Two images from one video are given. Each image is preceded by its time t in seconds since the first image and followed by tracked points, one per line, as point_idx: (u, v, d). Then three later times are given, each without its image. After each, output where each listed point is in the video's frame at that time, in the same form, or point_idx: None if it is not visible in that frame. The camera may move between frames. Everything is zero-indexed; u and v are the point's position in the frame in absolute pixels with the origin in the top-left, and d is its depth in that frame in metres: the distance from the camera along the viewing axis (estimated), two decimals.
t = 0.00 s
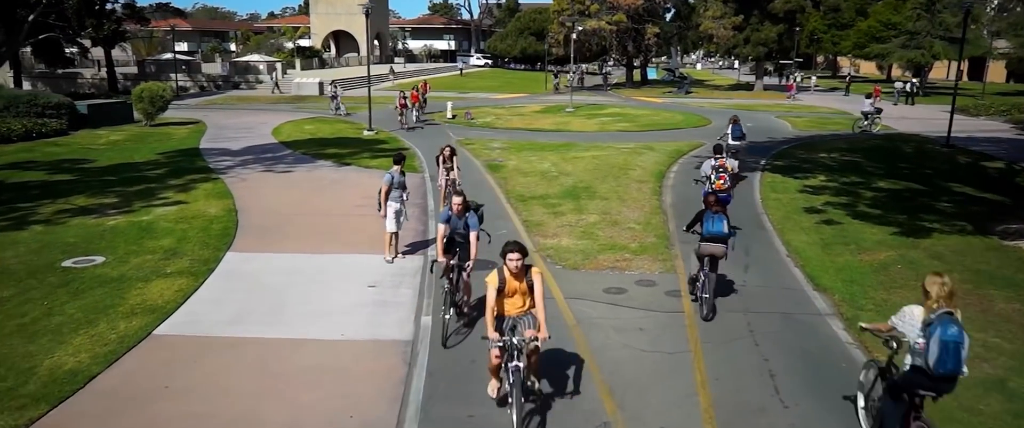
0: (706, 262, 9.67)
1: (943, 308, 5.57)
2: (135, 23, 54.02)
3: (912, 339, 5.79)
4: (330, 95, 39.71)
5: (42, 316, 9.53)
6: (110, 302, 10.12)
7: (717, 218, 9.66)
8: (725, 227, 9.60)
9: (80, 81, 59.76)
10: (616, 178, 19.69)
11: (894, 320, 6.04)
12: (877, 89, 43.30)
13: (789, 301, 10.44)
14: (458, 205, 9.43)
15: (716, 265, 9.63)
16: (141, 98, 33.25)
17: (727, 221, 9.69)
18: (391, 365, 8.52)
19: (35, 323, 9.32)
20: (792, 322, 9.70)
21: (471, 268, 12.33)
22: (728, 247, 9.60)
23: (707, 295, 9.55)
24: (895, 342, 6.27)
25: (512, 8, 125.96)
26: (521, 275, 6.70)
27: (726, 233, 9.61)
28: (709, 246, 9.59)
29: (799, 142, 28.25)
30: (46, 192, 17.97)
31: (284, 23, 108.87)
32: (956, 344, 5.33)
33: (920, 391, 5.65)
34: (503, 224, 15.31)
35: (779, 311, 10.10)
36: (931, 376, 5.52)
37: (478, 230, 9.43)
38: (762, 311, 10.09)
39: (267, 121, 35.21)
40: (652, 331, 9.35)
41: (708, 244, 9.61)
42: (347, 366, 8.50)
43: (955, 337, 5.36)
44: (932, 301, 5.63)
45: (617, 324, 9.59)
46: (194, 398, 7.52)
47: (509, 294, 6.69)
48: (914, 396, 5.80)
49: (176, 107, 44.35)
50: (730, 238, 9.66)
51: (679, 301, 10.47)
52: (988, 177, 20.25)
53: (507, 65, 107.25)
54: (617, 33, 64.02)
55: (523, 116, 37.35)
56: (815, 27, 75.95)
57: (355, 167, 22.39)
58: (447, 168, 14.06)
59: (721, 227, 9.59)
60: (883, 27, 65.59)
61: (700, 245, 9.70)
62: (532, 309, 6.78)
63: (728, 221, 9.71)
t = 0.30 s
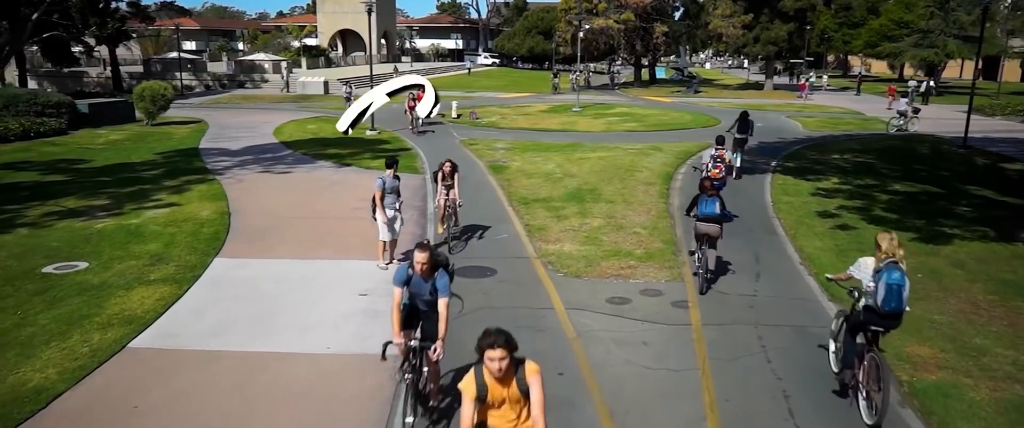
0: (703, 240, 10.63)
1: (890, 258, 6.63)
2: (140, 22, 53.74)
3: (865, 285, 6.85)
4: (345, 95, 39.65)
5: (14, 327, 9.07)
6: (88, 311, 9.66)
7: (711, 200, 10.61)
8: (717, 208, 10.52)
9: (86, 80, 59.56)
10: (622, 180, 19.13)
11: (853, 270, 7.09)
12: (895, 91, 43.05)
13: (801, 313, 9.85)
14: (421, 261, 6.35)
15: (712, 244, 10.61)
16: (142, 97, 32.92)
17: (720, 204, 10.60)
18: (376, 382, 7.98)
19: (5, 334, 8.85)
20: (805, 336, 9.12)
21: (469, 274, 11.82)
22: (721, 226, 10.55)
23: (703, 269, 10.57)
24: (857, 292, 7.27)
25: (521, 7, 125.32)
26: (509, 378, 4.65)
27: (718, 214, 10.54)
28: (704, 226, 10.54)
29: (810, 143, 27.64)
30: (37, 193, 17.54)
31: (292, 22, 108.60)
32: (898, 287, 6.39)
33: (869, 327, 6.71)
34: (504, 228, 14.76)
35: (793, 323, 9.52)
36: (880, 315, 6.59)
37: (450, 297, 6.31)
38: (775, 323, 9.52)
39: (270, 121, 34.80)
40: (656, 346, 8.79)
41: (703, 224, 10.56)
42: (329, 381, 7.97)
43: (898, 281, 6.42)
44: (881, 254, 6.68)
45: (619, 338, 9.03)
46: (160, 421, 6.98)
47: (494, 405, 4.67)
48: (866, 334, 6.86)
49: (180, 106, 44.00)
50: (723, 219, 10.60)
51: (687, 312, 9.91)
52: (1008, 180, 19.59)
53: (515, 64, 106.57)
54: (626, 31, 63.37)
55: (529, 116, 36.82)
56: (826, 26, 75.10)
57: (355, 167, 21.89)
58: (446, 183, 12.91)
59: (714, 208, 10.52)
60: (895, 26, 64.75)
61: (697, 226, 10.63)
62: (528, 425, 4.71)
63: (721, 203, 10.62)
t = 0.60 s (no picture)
0: (708, 226, 11.42)
1: (863, 227, 7.76)
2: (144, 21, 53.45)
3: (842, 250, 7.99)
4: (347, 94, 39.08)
5: None
6: (62, 322, 9.15)
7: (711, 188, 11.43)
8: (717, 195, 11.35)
9: (92, 78, 59.36)
10: (629, 182, 18.54)
11: (833, 237, 8.26)
12: (908, 89, 42.01)
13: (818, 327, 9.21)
14: (337, 385, 4.21)
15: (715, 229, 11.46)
16: (142, 96, 32.56)
17: (721, 191, 11.45)
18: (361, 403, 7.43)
19: None
20: (822, 353, 8.51)
21: (467, 282, 11.26)
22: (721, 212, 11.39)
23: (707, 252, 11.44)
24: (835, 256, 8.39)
25: (529, 6, 124.64)
26: None
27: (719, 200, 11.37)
28: (706, 212, 11.39)
29: (822, 144, 26.96)
30: (27, 195, 17.09)
31: (299, 21, 108.26)
32: (868, 250, 7.52)
33: (845, 287, 7.85)
34: (505, 233, 14.20)
35: (809, 338, 8.92)
36: (852, 275, 7.73)
37: None
38: (790, 338, 8.91)
39: (272, 120, 34.33)
40: (663, 364, 8.20)
41: (706, 211, 11.38)
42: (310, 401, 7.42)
43: (869, 247, 7.55)
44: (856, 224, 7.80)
45: (623, 355, 8.44)
46: None
47: None
48: (842, 294, 8.01)
49: (183, 106, 43.62)
50: (723, 206, 11.44)
51: (696, 326, 9.32)
52: None
53: (522, 63, 105.90)
54: (634, 30, 62.69)
55: (535, 115, 36.23)
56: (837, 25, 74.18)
57: (355, 168, 21.36)
58: (439, 208, 11.09)
59: (714, 195, 11.36)
60: (908, 24, 63.81)
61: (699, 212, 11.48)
62: None
63: (721, 190, 11.45)
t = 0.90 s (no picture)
0: (712, 212, 12.16)
1: (847, 202, 8.78)
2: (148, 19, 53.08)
3: (829, 223, 9.05)
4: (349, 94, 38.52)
5: None
6: (29, 337, 8.60)
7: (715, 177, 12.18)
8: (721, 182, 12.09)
9: (97, 78, 59.02)
10: (635, 185, 17.90)
11: (820, 212, 9.31)
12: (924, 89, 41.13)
13: (837, 346, 8.54)
14: None
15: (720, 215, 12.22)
16: (141, 95, 32.15)
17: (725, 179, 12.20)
18: None
19: None
20: (842, 374, 7.85)
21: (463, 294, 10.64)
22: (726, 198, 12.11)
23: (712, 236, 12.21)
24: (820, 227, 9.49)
25: (537, 5, 123.99)
26: None
27: (723, 187, 12.11)
28: (712, 199, 12.14)
29: (836, 145, 26.24)
30: (13, 198, 16.56)
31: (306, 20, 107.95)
32: (851, 223, 8.64)
33: (833, 256, 8.91)
34: (506, 239, 13.57)
35: (829, 359, 8.24)
36: (838, 244, 8.81)
37: None
38: (807, 359, 8.24)
39: (274, 120, 33.82)
40: (670, 388, 7.56)
41: (711, 197, 12.14)
42: None
43: (851, 219, 8.66)
44: (841, 199, 8.85)
45: (627, 377, 7.81)
46: None
47: None
48: (831, 262, 9.06)
49: (186, 105, 43.23)
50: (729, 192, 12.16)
51: (706, 344, 8.65)
52: None
53: (529, 63, 105.16)
54: (642, 29, 61.99)
55: (541, 116, 35.59)
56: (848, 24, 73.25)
57: (353, 169, 20.79)
58: (424, 246, 9.00)
59: (718, 183, 12.10)
60: (920, 23, 62.92)
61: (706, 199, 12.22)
62: None
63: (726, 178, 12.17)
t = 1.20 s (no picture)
0: (720, 202, 12.75)
1: (840, 187, 9.83)
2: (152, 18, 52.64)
3: (825, 207, 10.07)
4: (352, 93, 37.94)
5: None
6: None
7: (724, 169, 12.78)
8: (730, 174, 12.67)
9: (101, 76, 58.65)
10: (643, 190, 17.19)
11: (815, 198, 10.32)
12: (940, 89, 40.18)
13: (862, 370, 7.83)
14: None
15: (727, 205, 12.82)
16: (141, 95, 31.67)
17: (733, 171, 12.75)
18: None
19: None
20: (867, 404, 7.15)
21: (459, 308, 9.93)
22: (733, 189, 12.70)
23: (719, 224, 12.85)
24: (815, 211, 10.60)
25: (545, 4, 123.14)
26: None
27: (732, 179, 12.68)
28: (720, 189, 12.72)
29: (850, 147, 25.45)
30: None
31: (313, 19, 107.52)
32: (845, 206, 9.65)
33: (829, 235, 9.88)
34: (507, 248, 12.88)
35: (854, 386, 7.52)
36: (834, 226, 9.79)
37: None
38: (831, 386, 7.52)
39: (275, 120, 33.23)
40: (681, 420, 6.85)
41: (720, 188, 12.71)
42: None
43: (845, 203, 9.68)
44: (835, 184, 9.90)
45: (633, 408, 7.08)
46: None
47: None
48: (826, 242, 10.05)
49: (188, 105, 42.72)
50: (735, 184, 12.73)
51: (720, 369, 7.93)
52: None
53: (537, 62, 104.30)
54: (651, 28, 61.18)
55: (547, 116, 34.91)
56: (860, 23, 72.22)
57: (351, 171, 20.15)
58: (393, 314, 6.56)
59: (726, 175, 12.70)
60: (934, 22, 61.88)
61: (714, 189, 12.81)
62: None
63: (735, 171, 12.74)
